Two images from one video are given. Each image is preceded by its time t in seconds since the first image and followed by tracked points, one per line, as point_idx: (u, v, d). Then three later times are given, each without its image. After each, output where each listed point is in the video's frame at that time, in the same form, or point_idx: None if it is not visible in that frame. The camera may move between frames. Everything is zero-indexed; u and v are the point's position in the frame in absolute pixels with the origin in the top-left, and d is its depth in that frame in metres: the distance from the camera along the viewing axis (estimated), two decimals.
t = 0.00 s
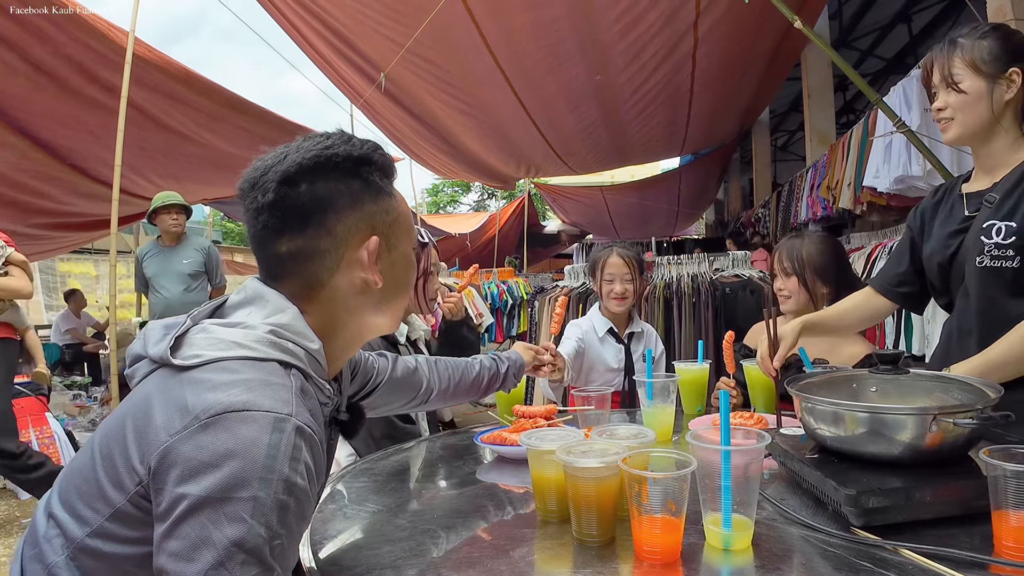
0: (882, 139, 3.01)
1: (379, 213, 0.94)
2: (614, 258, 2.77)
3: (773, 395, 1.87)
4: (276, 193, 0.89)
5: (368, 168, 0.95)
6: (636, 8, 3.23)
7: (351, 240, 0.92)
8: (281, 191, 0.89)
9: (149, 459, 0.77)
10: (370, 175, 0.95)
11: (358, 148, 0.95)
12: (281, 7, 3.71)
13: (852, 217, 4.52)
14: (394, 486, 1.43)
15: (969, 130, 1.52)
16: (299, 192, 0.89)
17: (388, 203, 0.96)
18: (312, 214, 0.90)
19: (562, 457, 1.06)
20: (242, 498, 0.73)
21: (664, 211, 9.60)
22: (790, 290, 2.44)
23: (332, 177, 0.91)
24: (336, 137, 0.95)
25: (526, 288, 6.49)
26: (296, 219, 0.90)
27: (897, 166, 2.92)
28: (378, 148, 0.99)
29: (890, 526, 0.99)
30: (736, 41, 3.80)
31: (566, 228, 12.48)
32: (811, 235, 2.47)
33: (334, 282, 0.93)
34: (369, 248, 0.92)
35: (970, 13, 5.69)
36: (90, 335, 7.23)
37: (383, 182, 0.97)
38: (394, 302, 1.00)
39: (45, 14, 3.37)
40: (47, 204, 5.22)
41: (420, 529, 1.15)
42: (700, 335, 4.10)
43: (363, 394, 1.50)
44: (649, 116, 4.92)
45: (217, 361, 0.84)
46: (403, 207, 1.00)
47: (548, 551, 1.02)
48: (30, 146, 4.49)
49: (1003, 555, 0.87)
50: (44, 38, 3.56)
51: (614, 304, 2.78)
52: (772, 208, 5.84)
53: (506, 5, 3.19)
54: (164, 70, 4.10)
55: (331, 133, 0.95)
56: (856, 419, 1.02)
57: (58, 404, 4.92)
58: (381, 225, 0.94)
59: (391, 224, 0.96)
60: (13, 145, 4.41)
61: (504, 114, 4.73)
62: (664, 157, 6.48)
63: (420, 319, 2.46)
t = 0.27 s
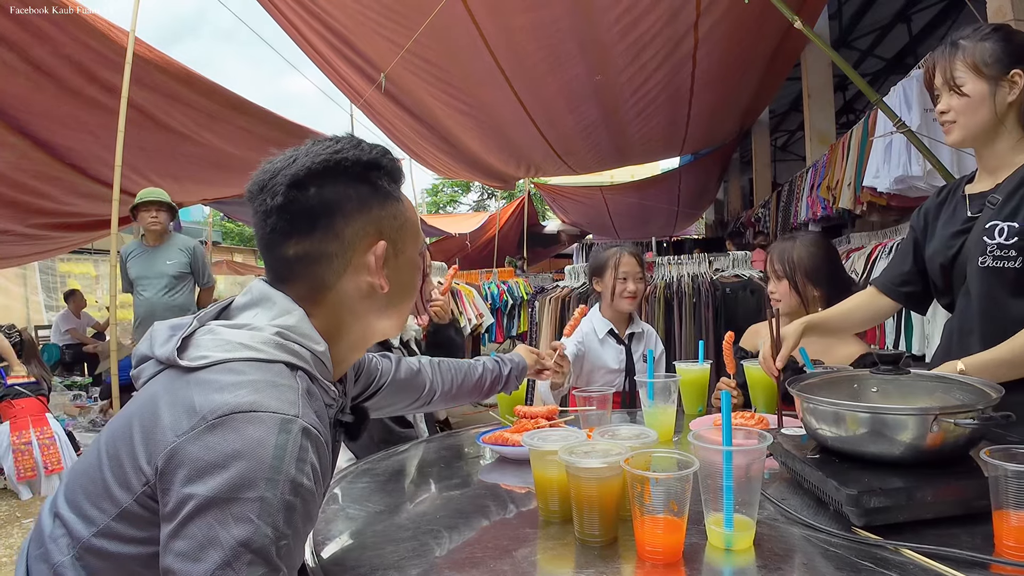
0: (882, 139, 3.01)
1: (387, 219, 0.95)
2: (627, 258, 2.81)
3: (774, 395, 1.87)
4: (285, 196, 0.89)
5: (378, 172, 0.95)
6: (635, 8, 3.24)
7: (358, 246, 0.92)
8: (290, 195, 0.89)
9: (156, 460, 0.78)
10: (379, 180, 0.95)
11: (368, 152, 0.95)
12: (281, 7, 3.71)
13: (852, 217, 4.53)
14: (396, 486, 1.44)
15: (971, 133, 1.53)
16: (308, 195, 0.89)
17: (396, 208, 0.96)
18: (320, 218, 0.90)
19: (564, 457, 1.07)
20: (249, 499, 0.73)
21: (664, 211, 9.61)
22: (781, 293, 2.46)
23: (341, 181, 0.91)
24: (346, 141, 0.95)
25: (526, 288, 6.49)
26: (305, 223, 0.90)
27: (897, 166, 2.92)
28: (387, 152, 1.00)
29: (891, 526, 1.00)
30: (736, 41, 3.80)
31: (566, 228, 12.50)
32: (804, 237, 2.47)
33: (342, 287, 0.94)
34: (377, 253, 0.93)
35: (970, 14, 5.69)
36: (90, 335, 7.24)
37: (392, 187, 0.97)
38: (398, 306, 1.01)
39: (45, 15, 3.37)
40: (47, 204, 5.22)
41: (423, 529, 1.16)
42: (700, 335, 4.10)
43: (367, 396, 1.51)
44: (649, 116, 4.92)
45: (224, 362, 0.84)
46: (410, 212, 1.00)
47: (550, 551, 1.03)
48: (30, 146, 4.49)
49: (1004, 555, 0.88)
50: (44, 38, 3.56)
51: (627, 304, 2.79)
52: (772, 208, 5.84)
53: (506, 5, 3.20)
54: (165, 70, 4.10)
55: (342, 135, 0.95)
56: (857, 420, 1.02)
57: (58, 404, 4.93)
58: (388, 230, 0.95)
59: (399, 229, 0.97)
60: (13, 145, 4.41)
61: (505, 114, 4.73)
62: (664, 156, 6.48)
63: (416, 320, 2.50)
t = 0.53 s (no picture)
0: (883, 139, 3.01)
1: (385, 216, 0.95)
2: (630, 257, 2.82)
3: (774, 395, 1.87)
4: (282, 192, 0.89)
5: (377, 169, 0.96)
6: (635, 9, 3.24)
7: (356, 244, 0.92)
8: (287, 191, 0.89)
9: (148, 462, 0.77)
10: (378, 177, 0.95)
11: (366, 149, 0.95)
12: (281, 7, 3.71)
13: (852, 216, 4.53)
14: (396, 486, 1.44)
15: (979, 133, 1.52)
16: (306, 191, 0.89)
17: (395, 206, 0.96)
18: (318, 215, 0.90)
19: (564, 457, 1.07)
20: (242, 501, 0.73)
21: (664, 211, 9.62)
22: (775, 292, 2.47)
23: (339, 178, 0.91)
24: (345, 137, 0.95)
25: (526, 288, 6.49)
26: (301, 219, 0.90)
27: (897, 166, 2.92)
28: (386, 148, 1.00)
29: (892, 526, 1.00)
30: (736, 41, 3.80)
31: (566, 228, 12.50)
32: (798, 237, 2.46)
33: (338, 285, 0.94)
34: (374, 250, 0.93)
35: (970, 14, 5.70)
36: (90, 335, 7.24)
37: (391, 184, 0.97)
38: (396, 305, 1.01)
39: (45, 15, 3.37)
40: (47, 203, 5.22)
41: (423, 529, 1.16)
42: (700, 335, 4.10)
43: (358, 399, 1.50)
44: (649, 116, 4.92)
45: (216, 361, 0.84)
46: (409, 210, 1.00)
47: (551, 551, 1.02)
48: (29, 145, 4.49)
49: (1006, 555, 0.87)
50: (44, 38, 3.56)
51: (628, 302, 2.80)
52: (772, 208, 5.84)
53: (506, 6, 3.20)
54: (165, 69, 4.10)
55: (341, 132, 0.95)
56: (859, 420, 1.02)
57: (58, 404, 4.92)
58: (386, 227, 0.95)
59: (396, 227, 0.97)
60: (12, 145, 4.41)
61: (505, 114, 4.73)
62: (664, 156, 6.48)
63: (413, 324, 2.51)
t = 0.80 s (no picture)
0: (882, 139, 3.01)
1: (360, 201, 0.94)
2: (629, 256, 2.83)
3: (773, 394, 1.87)
4: (250, 175, 0.88)
5: (351, 152, 0.95)
6: (635, 9, 3.24)
7: (329, 232, 0.91)
8: (256, 174, 0.89)
9: (115, 477, 0.76)
10: (353, 160, 0.94)
11: (340, 131, 0.94)
12: (281, 6, 3.71)
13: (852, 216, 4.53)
14: (394, 486, 1.43)
15: (979, 135, 1.52)
16: (276, 175, 0.89)
17: (371, 190, 0.95)
18: (289, 200, 0.89)
19: (563, 457, 1.06)
20: (216, 515, 0.72)
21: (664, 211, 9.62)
22: (773, 297, 2.45)
23: (312, 161, 0.91)
24: (319, 120, 0.94)
25: (525, 288, 6.49)
26: (272, 204, 0.89)
27: (897, 166, 2.91)
28: (363, 131, 0.99)
29: (891, 526, 0.99)
30: (735, 41, 3.80)
31: (565, 228, 12.50)
32: (791, 237, 2.46)
33: (312, 275, 0.92)
34: (350, 237, 0.92)
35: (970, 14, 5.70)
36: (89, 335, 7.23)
37: (367, 167, 0.96)
38: (374, 296, 1.00)
39: (45, 14, 3.37)
40: (47, 203, 5.22)
41: (421, 529, 1.15)
42: (700, 335, 4.09)
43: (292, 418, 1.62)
44: (648, 116, 4.92)
45: (183, 365, 0.83)
46: (387, 195, 0.99)
47: (549, 551, 1.02)
48: (29, 145, 4.48)
49: (1005, 555, 0.87)
50: (43, 38, 3.55)
51: (625, 302, 2.81)
52: (772, 208, 5.84)
53: (506, 6, 3.20)
54: (164, 69, 4.10)
55: (314, 114, 0.95)
56: (858, 419, 1.02)
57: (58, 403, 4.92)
58: (362, 215, 0.94)
59: (372, 213, 0.96)
60: (12, 144, 4.41)
61: (504, 114, 4.73)
62: (663, 156, 6.48)
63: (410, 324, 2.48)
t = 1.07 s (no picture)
0: (881, 139, 3.00)
1: (310, 177, 0.90)
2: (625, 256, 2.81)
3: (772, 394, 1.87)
4: (187, 149, 0.84)
5: (298, 123, 0.90)
6: (635, 9, 3.24)
7: (275, 212, 0.88)
8: (194, 148, 0.84)
9: (55, 503, 0.71)
10: (303, 133, 0.90)
11: (286, 102, 0.90)
12: (281, 6, 3.71)
13: (851, 217, 4.53)
14: (393, 486, 1.43)
15: (975, 137, 1.52)
16: (215, 148, 0.84)
17: (322, 166, 0.92)
18: (230, 176, 0.85)
19: (561, 456, 1.06)
20: (166, 537, 0.67)
21: (663, 211, 9.63)
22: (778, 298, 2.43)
23: (254, 134, 0.86)
24: (264, 90, 0.90)
25: (525, 288, 6.50)
26: (212, 181, 0.85)
27: (897, 165, 2.91)
28: (313, 103, 0.95)
29: (889, 526, 0.99)
30: (735, 41, 3.80)
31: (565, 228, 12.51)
32: (785, 238, 2.46)
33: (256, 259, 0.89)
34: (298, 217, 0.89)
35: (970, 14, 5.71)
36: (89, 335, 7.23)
37: (319, 140, 0.92)
38: (328, 280, 0.97)
39: (45, 14, 3.37)
40: (46, 203, 5.22)
41: (419, 529, 1.15)
42: (700, 335, 4.09)
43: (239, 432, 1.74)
44: (648, 115, 4.92)
45: (121, 373, 0.78)
46: (342, 174, 0.96)
47: (547, 551, 1.02)
48: (29, 144, 4.48)
49: (1004, 555, 0.87)
50: (43, 37, 3.55)
51: (624, 302, 2.82)
52: (771, 208, 5.84)
53: (506, 6, 3.20)
54: (164, 69, 4.09)
55: (259, 85, 0.90)
56: (856, 419, 1.02)
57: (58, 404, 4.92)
58: (311, 194, 0.90)
59: (322, 192, 0.92)
60: (12, 144, 4.41)
61: (504, 114, 4.73)
62: (663, 156, 6.48)
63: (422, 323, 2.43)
